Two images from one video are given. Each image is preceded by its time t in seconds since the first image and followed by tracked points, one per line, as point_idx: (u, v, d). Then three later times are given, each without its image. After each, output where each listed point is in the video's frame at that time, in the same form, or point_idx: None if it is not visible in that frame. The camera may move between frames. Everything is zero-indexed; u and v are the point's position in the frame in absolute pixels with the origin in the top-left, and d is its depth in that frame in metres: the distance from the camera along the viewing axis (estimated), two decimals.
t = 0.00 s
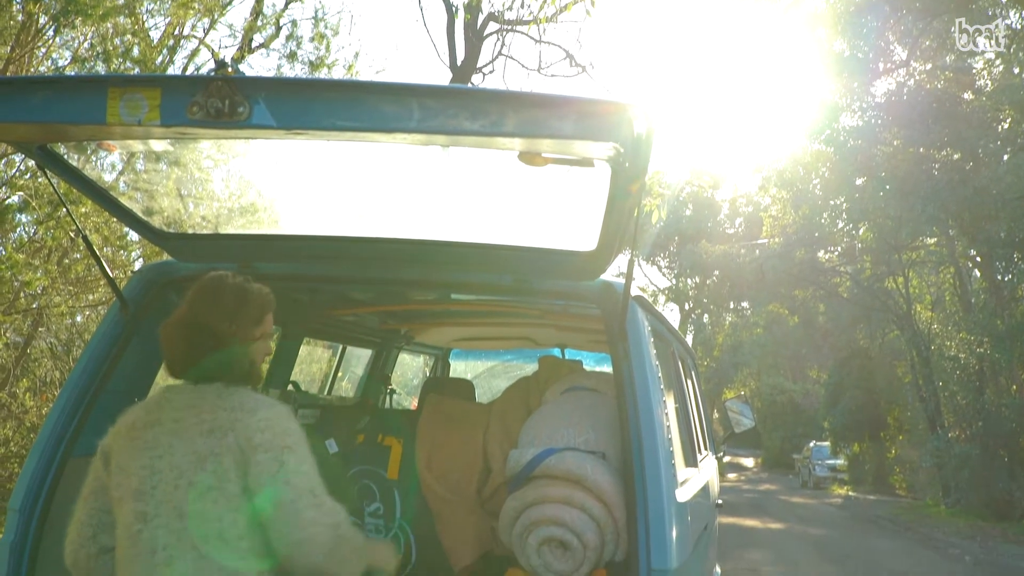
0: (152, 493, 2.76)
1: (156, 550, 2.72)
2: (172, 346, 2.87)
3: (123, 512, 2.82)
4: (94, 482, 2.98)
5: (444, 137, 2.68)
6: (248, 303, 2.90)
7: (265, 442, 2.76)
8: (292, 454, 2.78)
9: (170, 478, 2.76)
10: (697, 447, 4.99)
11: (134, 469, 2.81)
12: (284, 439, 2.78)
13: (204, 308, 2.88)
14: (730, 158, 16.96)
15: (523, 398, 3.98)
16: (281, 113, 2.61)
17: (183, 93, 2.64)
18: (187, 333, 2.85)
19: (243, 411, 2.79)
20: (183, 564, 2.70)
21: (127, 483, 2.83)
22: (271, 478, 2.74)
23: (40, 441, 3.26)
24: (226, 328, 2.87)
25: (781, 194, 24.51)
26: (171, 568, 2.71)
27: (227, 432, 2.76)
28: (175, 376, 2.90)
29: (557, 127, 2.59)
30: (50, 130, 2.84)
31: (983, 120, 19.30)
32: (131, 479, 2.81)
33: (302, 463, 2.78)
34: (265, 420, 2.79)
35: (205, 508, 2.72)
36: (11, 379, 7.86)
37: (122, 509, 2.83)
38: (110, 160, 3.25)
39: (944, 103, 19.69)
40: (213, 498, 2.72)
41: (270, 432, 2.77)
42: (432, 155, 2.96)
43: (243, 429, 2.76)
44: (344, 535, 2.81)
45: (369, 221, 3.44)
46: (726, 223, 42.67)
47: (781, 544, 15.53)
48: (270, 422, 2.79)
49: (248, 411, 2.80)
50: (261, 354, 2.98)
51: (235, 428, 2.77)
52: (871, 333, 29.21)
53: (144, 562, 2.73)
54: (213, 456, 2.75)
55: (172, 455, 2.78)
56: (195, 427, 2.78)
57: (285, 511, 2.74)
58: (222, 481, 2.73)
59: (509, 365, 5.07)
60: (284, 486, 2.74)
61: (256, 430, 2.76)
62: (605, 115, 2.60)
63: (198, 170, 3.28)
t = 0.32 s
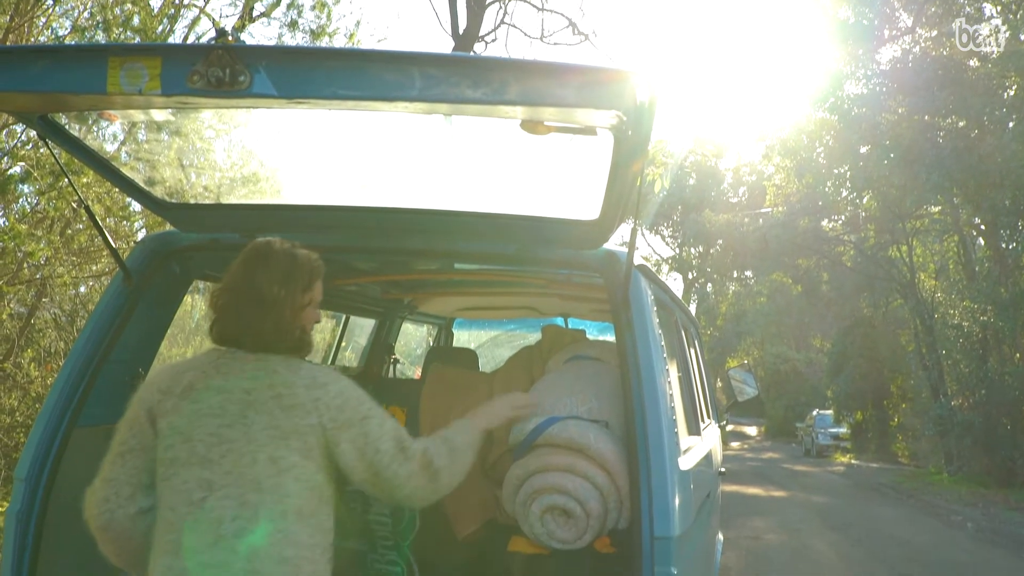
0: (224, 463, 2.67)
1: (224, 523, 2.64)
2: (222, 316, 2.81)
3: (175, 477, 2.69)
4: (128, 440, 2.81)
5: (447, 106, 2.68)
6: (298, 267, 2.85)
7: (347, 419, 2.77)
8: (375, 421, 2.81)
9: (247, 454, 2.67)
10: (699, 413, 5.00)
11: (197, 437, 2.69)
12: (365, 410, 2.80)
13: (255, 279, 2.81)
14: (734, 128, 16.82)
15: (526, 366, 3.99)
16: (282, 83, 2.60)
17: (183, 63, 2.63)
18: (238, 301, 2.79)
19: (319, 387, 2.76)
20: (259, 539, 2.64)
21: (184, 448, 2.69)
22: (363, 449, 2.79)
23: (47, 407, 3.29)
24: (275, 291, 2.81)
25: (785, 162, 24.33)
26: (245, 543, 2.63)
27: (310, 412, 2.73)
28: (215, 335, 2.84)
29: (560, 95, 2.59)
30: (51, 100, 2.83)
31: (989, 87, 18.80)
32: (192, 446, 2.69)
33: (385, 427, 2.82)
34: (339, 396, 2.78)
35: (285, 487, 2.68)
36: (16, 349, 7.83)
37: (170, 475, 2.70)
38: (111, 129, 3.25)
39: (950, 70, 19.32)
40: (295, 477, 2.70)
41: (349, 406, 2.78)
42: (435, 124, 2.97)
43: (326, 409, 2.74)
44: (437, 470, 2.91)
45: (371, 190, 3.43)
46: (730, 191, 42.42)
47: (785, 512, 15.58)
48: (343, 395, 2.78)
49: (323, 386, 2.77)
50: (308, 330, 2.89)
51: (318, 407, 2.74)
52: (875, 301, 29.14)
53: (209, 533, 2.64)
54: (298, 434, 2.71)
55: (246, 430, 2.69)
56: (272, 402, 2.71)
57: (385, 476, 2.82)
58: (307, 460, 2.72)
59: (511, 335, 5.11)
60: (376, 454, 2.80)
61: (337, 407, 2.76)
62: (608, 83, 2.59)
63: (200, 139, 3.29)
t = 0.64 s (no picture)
0: (231, 436, 2.67)
1: (234, 496, 2.65)
2: (238, 277, 2.78)
3: (185, 450, 2.71)
4: (139, 413, 2.79)
5: (450, 74, 2.67)
6: (320, 233, 2.83)
7: (364, 372, 2.77)
8: (393, 363, 2.82)
9: (256, 426, 2.67)
10: (703, 382, 5.01)
11: (204, 411, 2.70)
12: (382, 356, 2.81)
13: (275, 241, 2.78)
14: (738, 97, 16.61)
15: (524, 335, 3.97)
16: (285, 52, 2.59)
17: (184, 32, 2.61)
18: (259, 261, 2.77)
19: (325, 349, 2.74)
20: (271, 510, 2.65)
21: (193, 422, 2.70)
22: (386, 398, 2.79)
23: (51, 381, 3.29)
24: (298, 254, 2.79)
25: (790, 130, 24.18)
26: (257, 514, 2.64)
27: (319, 378, 2.71)
28: (230, 297, 2.81)
29: (563, 64, 2.58)
30: (51, 69, 2.82)
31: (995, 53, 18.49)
32: (201, 420, 2.69)
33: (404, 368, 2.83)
34: (350, 354, 2.77)
35: (297, 454, 2.68)
36: (21, 320, 7.74)
37: (181, 448, 2.72)
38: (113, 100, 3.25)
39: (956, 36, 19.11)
40: (307, 446, 2.69)
41: (362, 358, 2.78)
42: (436, 93, 2.97)
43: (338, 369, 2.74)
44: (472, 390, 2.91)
45: (375, 159, 3.44)
46: (734, 160, 42.17)
47: (788, 480, 15.63)
48: (354, 347, 2.78)
49: (332, 349, 2.75)
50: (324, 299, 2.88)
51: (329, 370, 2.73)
52: (879, 270, 29.09)
53: (220, 507, 2.65)
54: (309, 402, 2.70)
55: (253, 401, 2.68)
56: (280, 372, 2.70)
57: (420, 414, 2.83)
58: (319, 427, 2.71)
59: (516, 305, 5.16)
60: (404, 395, 2.81)
61: (351, 364, 2.76)
62: (611, 50, 2.57)
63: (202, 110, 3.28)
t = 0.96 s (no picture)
0: (220, 409, 2.65)
1: (224, 466, 2.63)
2: (242, 248, 2.74)
3: (183, 420, 2.71)
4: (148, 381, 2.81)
5: (450, 47, 2.68)
6: (321, 199, 2.78)
7: (346, 332, 2.66)
8: (378, 318, 2.69)
9: (243, 397, 2.63)
10: (705, 355, 5.03)
11: (195, 381, 2.69)
12: (366, 312, 2.69)
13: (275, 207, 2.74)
14: (741, 69, 16.41)
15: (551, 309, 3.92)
16: (284, 25, 2.59)
17: (182, 6, 2.60)
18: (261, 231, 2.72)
19: (307, 314, 2.67)
20: (260, 480, 2.61)
21: (186, 393, 2.70)
22: (371, 355, 2.67)
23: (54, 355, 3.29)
24: (299, 220, 2.74)
25: (793, 102, 24.06)
26: (246, 484, 2.61)
27: (303, 345, 2.64)
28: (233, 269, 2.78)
29: (564, 36, 2.58)
30: (51, 44, 2.81)
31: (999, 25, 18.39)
32: (193, 390, 2.69)
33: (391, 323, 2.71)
34: (333, 314, 2.67)
35: (283, 422, 2.62)
36: (24, 295, 7.52)
37: (180, 419, 2.72)
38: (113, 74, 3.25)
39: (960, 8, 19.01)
40: (294, 415, 2.63)
41: (345, 317, 2.67)
42: (438, 66, 2.97)
43: (322, 335, 2.65)
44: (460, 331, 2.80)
45: (376, 133, 3.38)
46: (737, 132, 41.98)
47: (790, 452, 15.66)
48: (334, 303, 2.69)
49: (315, 312, 2.67)
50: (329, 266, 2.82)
51: (314, 336, 2.65)
52: (882, 242, 29.05)
53: (211, 476, 2.63)
54: (294, 370, 2.64)
55: (239, 371, 2.65)
56: (264, 343, 2.65)
57: (400, 358, 2.68)
58: (307, 396, 2.64)
59: (518, 278, 5.21)
60: (388, 349, 2.68)
61: (336, 327, 2.66)
62: (612, 23, 2.57)
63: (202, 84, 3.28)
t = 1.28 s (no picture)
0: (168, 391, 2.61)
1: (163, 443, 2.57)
2: (216, 239, 2.58)
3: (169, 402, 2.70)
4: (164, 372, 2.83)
5: (449, 26, 2.66)
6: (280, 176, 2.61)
7: (252, 341, 2.45)
8: (285, 349, 2.45)
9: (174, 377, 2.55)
10: (705, 335, 5.02)
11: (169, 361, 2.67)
12: (274, 334, 2.45)
13: (240, 190, 2.57)
14: (742, 47, 16.37)
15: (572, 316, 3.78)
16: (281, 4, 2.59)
17: None
18: (233, 219, 2.56)
19: (235, 307, 2.50)
20: (176, 463, 2.50)
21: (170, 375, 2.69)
22: (260, 383, 2.42)
23: (54, 337, 3.30)
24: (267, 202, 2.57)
25: (794, 81, 23.99)
26: (171, 465, 2.52)
27: (217, 332, 2.49)
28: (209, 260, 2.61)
29: (564, 16, 2.57)
30: (49, 23, 2.81)
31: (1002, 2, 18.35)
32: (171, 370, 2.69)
33: (297, 357, 2.45)
34: (256, 313, 2.48)
35: (192, 413, 2.48)
36: (24, 276, 7.49)
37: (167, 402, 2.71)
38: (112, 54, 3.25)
39: None
40: (200, 403, 2.47)
41: (261, 326, 2.46)
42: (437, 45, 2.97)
43: (233, 327, 2.47)
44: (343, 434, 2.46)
45: (375, 113, 3.36)
46: (738, 112, 41.84)
47: (791, 432, 15.67)
48: (263, 313, 2.49)
49: (238, 304, 2.50)
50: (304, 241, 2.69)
51: (229, 325, 2.48)
52: (883, 221, 29.00)
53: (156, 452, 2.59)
54: (204, 356, 2.49)
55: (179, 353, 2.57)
56: (198, 328, 2.54)
57: (276, 418, 2.41)
58: (210, 386, 2.47)
59: (519, 259, 5.23)
60: (272, 385, 2.41)
61: (243, 328, 2.46)
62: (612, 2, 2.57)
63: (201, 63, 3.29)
